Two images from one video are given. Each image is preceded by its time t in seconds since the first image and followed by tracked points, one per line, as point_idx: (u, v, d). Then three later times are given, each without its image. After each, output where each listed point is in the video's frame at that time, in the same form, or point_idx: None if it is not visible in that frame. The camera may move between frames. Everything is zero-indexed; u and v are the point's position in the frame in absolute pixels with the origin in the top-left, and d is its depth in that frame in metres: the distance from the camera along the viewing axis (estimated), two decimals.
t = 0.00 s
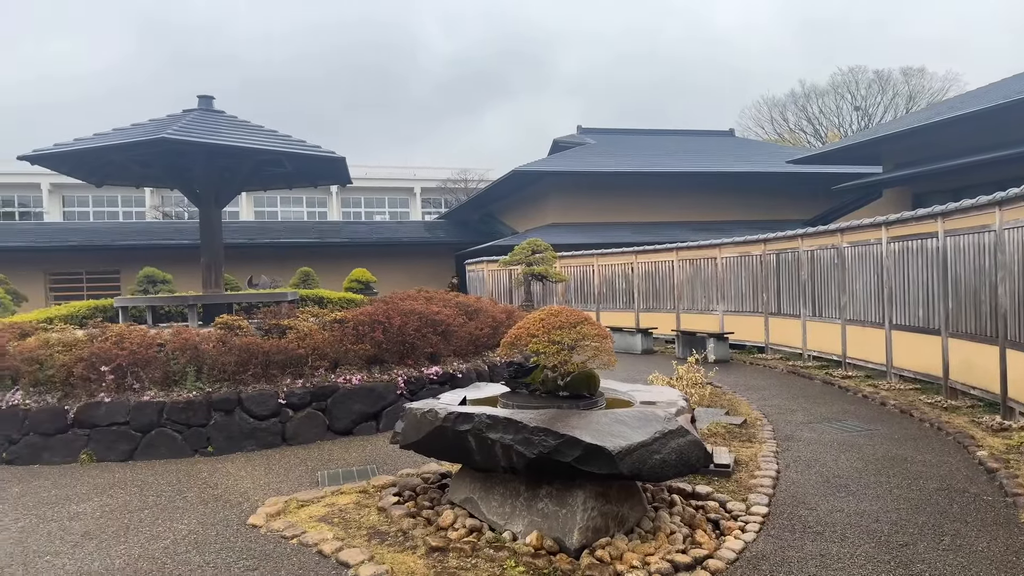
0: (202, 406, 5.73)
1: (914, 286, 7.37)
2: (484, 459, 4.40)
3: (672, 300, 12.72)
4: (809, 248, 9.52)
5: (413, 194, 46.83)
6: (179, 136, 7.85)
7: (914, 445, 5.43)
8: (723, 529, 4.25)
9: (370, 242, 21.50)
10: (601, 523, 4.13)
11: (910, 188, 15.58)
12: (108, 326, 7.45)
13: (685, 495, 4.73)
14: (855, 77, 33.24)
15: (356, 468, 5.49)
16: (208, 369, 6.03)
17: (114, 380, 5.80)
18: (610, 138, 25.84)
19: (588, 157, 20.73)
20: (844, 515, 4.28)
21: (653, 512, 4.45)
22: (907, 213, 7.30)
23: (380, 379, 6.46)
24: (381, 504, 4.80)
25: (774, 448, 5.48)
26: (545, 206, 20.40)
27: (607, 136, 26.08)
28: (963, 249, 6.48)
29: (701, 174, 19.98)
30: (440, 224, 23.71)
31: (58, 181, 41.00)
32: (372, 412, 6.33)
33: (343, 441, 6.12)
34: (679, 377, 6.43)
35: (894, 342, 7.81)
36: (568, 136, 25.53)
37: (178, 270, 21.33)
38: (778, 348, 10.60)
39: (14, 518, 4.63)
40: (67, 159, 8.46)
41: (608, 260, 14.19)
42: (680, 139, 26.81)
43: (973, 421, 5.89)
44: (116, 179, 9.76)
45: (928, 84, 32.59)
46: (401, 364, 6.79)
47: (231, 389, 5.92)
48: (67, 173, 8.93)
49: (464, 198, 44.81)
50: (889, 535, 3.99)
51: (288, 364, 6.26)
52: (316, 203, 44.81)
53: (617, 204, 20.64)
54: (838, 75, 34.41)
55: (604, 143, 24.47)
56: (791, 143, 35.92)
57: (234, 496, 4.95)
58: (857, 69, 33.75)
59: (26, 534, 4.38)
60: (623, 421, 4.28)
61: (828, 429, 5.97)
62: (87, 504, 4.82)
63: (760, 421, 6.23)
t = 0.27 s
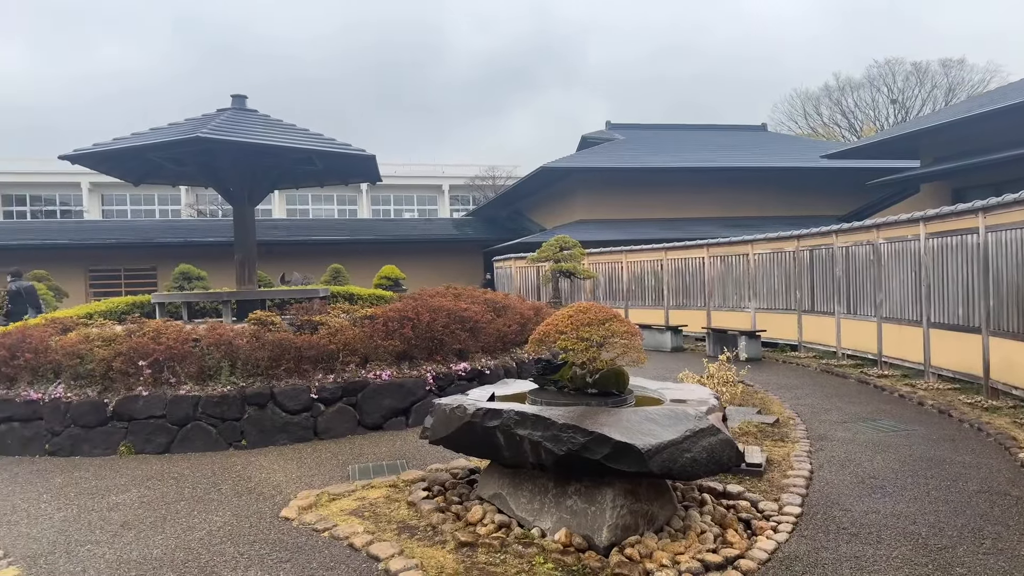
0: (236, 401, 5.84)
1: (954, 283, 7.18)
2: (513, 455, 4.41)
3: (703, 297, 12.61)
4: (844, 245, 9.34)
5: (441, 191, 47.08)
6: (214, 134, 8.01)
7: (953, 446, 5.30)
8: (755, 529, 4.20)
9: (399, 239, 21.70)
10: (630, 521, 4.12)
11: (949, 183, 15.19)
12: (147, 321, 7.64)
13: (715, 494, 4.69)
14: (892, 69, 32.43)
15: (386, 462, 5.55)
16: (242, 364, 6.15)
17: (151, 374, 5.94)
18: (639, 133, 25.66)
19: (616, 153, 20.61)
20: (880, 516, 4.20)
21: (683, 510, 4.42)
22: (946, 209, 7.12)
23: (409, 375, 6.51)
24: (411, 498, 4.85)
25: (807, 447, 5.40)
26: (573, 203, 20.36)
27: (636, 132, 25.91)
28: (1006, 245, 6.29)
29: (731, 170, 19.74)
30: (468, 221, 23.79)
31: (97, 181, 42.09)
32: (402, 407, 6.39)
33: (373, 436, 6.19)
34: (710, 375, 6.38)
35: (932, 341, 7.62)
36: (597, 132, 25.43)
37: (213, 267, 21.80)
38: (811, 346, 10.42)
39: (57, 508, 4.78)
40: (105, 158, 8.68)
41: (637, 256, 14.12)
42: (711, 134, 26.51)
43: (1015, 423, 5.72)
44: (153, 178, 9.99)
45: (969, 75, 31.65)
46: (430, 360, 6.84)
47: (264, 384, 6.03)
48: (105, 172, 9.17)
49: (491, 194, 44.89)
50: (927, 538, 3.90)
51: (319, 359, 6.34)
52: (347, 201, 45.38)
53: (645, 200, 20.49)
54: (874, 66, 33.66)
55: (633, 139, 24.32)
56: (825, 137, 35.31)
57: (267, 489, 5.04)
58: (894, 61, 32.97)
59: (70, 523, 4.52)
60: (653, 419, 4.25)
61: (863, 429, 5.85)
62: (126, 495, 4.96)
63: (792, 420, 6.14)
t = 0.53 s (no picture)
0: (269, 394, 5.94)
1: (996, 280, 6.97)
2: (541, 451, 4.41)
3: (734, 294, 12.47)
4: (879, 241, 9.15)
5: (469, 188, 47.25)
6: (248, 133, 8.14)
7: (994, 448, 5.15)
8: (787, 529, 4.14)
9: (427, 236, 21.85)
10: (659, 519, 4.09)
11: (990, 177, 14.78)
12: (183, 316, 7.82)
13: (746, 493, 4.64)
14: (929, 61, 31.64)
15: (415, 457, 5.60)
16: (274, 358, 6.25)
17: (187, 368, 6.07)
18: (668, 128, 25.44)
19: (644, 149, 20.45)
20: (917, 519, 4.11)
21: (713, 509, 4.38)
22: (988, 204, 6.92)
23: (437, 370, 6.55)
24: (439, 493, 4.88)
25: (841, 448, 5.31)
26: (601, 199, 20.29)
27: (665, 127, 25.70)
28: None
29: (762, 165, 19.46)
30: (495, 218, 23.83)
31: (134, 179, 43.15)
32: (430, 402, 6.44)
33: (402, 430, 6.25)
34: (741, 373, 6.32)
35: (972, 340, 7.43)
36: (626, 127, 25.28)
37: (246, 263, 22.22)
38: (845, 345, 10.23)
39: (98, 497, 4.92)
40: (143, 157, 8.87)
41: (667, 252, 14.03)
42: (742, 129, 26.15)
43: None
44: (188, 176, 10.20)
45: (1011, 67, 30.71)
46: (458, 356, 6.87)
47: (296, 378, 6.13)
48: (142, 170, 9.38)
49: (519, 191, 44.95)
50: (966, 542, 3.81)
51: (350, 354, 6.42)
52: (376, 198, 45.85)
53: (674, 196, 20.32)
54: (911, 58, 32.89)
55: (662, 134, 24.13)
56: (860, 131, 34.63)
57: (299, 481, 5.13)
58: (933, 52, 32.18)
59: (109, 512, 4.65)
60: (684, 417, 4.21)
61: (899, 429, 5.73)
62: (163, 485, 5.09)
63: (826, 420, 6.04)
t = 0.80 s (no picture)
0: (304, 390, 6.05)
1: None
2: (573, 449, 4.41)
3: (768, 292, 12.31)
4: (919, 238, 8.94)
5: (498, 186, 47.34)
6: (283, 133, 8.27)
7: None
8: (823, 531, 4.08)
9: (457, 234, 21.96)
10: (692, 519, 4.06)
11: None
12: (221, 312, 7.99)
13: (781, 494, 4.59)
14: (972, 52, 30.73)
15: (446, 453, 5.64)
16: (309, 354, 6.35)
17: (224, 364, 6.20)
18: (700, 124, 25.16)
19: (674, 145, 20.26)
20: (959, 522, 4.02)
21: (747, 509, 4.34)
22: None
23: (468, 367, 6.60)
24: (471, 489, 4.92)
25: (879, 448, 5.21)
26: (630, 196, 20.17)
27: (697, 123, 25.41)
28: None
29: (795, 160, 19.12)
30: (524, 215, 23.84)
31: (172, 179, 44.16)
32: (461, 399, 6.49)
33: (433, 427, 6.31)
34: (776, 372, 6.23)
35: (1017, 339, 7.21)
36: (657, 123, 25.07)
37: (281, 261, 22.61)
38: (883, 344, 10.02)
39: (140, 489, 5.06)
40: (181, 157, 9.07)
41: (699, 249, 13.91)
42: (776, 124, 25.73)
43: None
44: (224, 176, 10.41)
45: None
46: (488, 353, 6.90)
47: (330, 374, 6.22)
48: (180, 170, 9.59)
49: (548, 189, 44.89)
50: (1010, 546, 3.71)
51: (382, 351, 6.49)
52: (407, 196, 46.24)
53: (705, 192, 20.10)
54: (953, 50, 32.02)
55: (693, 129, 23.87)
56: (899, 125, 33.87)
57: (333, 476, 5.21)
58: (976, 43, 31.28)
59: (150, 503, 4.78)
60: (718, 416, 4.17)
61: (939, 431, 5.60)
62: (201, 478, 5.21)
63: (863, 420, 5.93)
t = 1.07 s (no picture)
0: (321, 388, 6.10)
1: None
2: (589, 450, 4.41)
3: (786, 293, 12.22)
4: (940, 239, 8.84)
5: (514, 186, 47.39)
6: (302, 133, 8.33)
7: None
8: (842, 534, 4.05)
9: (472, 234, 22.01)
10: (710, 521, 4.04)
11: None
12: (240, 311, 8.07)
13: (799, 497, 4.56)
14: (995, 51, 30.32)
15: (462, 452, 5.66)
16: (326, 353, 6.40)
17: (242, 362, 6.25)
18: (717, 124, 25.04)
19: (690, 144, 20.16)
20: (981, 527, 3.97)
21: (765, 512, 4.31)
22: None
23: (483, 367, 6.61)
24: (487, 488, 4.93)
25: (899, 452, 5.16)
26: (646, 196, 20.12)
27: (713, 122, 25.29)
28: None
29: (813, 160, 18.97)
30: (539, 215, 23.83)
31: (191, 179, 44.62)
32: (476, 399, 6.50)
33: (449, 426, 6.33)
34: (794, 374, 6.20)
35: None
36: (673, 123, 24.98)
37: (299, 261, 22.81)
38: (903, 346, 9.92)
39: (160, 485, 5.12)
40: (200, 157, 9.16)
41: (717, 250, 13.85)
42: (794, 123, 25.53)
43: None
44: (243, 176, 10.50)
45: None
46: (504, 353, 6.91)
47: (347, 373, 6.26)
48: (200, 170, 9.69)
49: (564, 189, 44.89)
50: None
51: (398, 350, 6.52)
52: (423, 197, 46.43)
53: (722, 193, 20.00)
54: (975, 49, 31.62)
55: (710, 129, 23.76)
56: (919, 125, 33.52)
57: (350, 474, 5.24)
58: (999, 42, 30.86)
59: (170, 499, 4.84)
60: (736, 418, 4.15)
61: (961, 434, 5.53)
62: (220, 475, 5.26)
63: (883, 423, 5.88)
